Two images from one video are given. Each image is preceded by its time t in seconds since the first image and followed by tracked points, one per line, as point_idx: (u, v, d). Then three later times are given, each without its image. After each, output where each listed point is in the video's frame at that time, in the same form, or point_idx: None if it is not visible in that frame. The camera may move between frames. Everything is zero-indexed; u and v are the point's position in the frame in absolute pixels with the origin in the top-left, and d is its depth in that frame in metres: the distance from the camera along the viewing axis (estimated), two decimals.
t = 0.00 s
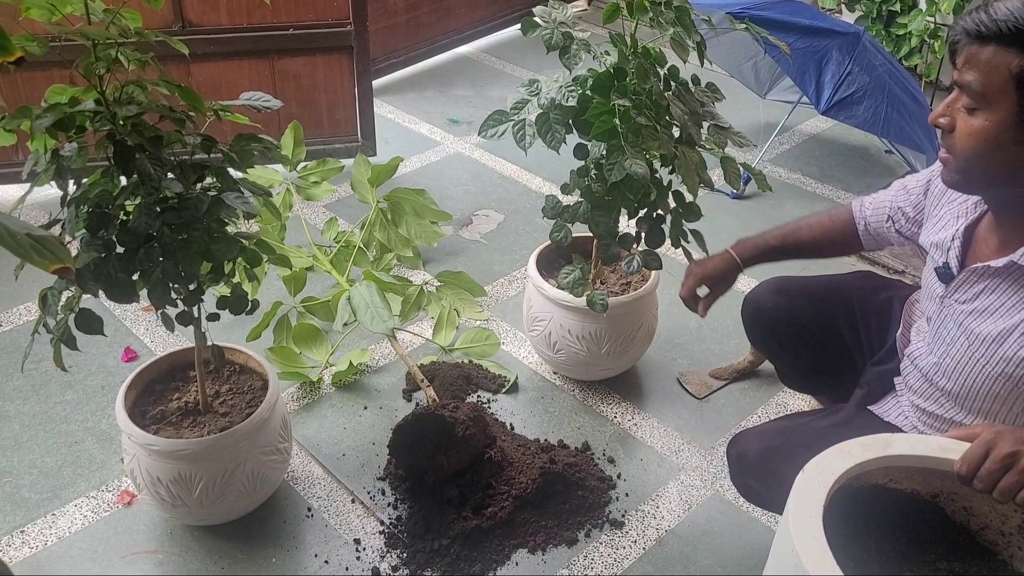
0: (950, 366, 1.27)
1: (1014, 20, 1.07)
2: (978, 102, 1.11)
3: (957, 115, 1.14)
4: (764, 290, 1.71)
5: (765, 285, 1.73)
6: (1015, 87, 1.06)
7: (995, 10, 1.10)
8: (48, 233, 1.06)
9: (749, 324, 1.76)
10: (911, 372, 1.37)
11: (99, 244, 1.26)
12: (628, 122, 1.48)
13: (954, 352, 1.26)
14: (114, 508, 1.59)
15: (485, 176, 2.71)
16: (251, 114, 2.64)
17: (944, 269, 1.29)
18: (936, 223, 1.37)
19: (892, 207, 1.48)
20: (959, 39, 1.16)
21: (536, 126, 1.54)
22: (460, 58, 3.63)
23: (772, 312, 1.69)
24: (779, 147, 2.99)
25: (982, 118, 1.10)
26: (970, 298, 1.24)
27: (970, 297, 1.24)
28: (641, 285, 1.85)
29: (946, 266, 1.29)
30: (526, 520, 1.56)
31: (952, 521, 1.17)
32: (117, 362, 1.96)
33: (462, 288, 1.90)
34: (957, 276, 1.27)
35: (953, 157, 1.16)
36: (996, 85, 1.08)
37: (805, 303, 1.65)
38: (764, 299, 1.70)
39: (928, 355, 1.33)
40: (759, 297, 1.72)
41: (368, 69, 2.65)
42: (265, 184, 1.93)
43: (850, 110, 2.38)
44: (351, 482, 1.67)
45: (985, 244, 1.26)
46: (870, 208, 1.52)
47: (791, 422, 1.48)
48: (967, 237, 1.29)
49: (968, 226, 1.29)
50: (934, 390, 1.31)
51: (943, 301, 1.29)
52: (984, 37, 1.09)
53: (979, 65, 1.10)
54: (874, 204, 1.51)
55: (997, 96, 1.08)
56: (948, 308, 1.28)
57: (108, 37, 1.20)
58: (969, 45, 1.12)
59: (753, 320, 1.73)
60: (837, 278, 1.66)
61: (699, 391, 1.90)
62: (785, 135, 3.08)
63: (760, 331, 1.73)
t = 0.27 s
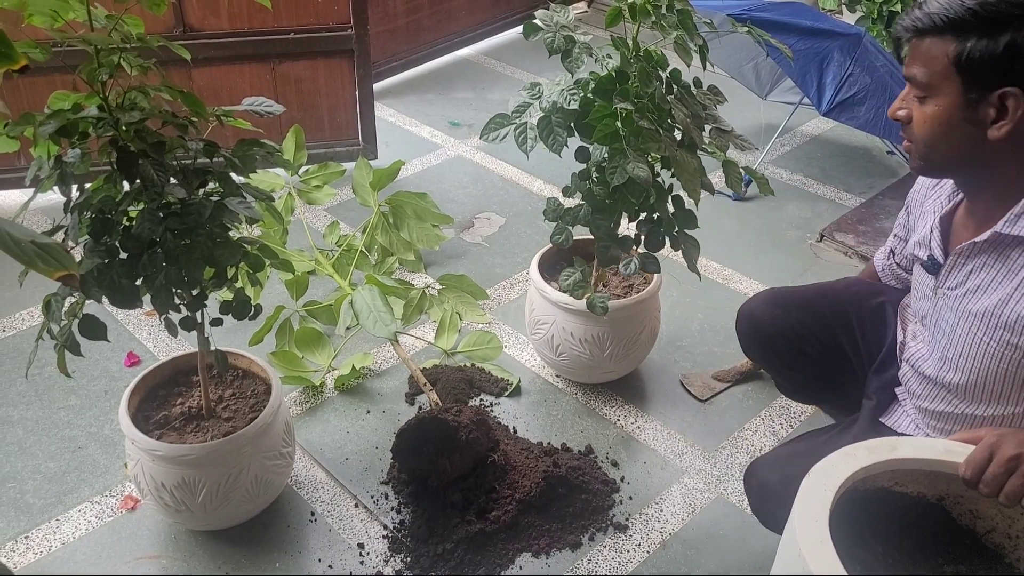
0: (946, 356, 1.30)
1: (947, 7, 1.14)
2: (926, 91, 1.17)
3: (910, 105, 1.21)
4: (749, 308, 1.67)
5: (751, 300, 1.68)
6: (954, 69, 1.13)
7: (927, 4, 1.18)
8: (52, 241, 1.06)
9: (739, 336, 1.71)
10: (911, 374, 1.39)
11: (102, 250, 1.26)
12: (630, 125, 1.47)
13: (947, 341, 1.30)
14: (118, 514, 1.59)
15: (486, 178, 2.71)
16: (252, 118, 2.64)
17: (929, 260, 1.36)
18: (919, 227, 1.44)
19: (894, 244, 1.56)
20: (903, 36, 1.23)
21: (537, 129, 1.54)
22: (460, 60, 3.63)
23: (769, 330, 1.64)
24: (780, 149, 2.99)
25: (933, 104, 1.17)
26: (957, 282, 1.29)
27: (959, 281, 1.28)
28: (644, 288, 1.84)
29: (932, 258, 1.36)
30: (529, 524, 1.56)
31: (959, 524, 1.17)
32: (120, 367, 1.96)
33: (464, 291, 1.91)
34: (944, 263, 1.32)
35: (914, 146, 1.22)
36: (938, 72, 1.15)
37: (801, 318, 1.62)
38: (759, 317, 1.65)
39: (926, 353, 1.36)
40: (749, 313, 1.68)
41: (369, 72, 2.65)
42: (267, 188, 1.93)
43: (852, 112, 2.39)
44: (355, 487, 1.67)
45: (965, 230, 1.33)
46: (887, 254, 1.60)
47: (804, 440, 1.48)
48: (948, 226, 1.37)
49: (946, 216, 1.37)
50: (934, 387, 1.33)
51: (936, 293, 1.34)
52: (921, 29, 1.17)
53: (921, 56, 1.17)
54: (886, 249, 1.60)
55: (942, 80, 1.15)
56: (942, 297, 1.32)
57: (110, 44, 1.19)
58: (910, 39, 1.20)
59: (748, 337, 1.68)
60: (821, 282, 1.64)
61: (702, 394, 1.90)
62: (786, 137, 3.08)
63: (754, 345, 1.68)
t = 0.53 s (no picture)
0: (941, 346, 1.33)
1: (906, 9, 1.22)
2: (900, 92, 1.24)
3: (885, 105, 1.28)
4: (745, 319, 1.76)
5: (744, 315, 1.77)
6: (922, 65, 1.21)
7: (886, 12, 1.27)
8: (56, 247, 1.06)
9: (736, 349, 1.79)
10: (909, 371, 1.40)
11: (106, 255, 1.26)
12: (633, 129, 1.48)
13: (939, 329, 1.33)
14: (122, 518, 1.59)
15: (488, 182, 2.72)
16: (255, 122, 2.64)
17: (919, 253, 1.41)
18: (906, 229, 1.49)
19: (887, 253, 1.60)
20: (870, 46, 1.31)
21: (540, 134, 1.56)
22: (462, 64, 3.63)
23: (762, 341, 1.71)
24: (782, 152, 2.99)
25: (907, 103, 1.24)
26: (946, 270, 1.32)
27: (948, 268, 1.32)
28: (647, 292, 1.84)
29: (923, 251, 1.40)
30: (533, 528, 1.55)
31: (964, 529, 1.17)
32: (123, 371, 1.96)
33: (467, 296, 1.91)
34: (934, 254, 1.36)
35: (894, 144, 1.29)
36: (908, 72, 1.22)
37: (793, 328, 1.68)
38: (753, 331, 1.73)
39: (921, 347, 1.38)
40: (743, 326, 1.76)
41: (371, 76, 2.65)
42: (269, 193, 1.93)
43: (854, 115, 2.39)
44: (358, 491, 1.67)
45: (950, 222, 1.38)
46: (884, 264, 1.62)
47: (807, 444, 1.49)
48: (933, 220, 1.42)
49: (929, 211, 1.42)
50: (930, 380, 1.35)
51: (929, 284, 1.37)
52: (884, 34, 1.26)
53: (890, 57, 1.25)
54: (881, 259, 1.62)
55: (913, 78, 1.22)
56: (934, 288, 1.35)
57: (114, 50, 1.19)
58: (877, 45, 1.28)
59: (744, 350, 1.76)
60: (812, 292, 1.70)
61: (705, 399, 1.90)
62: (788, 140, 3.08)
63: (751, 358, 1.76)
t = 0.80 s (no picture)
0: (938, 337, 1.32)
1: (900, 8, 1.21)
2: (897, 91, 1.23)
3: (881, 105, 1.26)
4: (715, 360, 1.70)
5: (715, 360, 1.71)
6: (919, 63, 1.20)
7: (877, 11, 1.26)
8: (57, 252, 1.06)
9: (713, 390, 1.72)
10: (906, 363, 1.40)
11: (107, 260, 1.26)
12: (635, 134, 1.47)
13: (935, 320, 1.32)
14: (121, 524, 1.58)
15: (489, 186, 2.72)
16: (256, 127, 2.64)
17: (908, 246, 1.37)
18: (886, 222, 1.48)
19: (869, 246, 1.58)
20: (858, 49, 1.30)
21: (542, 138, 1.55)
22: (463, 68, 3.63)
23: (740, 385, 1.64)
24: (783, 157, 2.99)
25: (906, 102, 1.22)
26: (939, 260, 1.31)
27: (941, 258, 1.31)
28: (649, 296, 1.84)
29: (911, 243, 1.37)
30: (535, 534, 1.55)
31: (967, 536, 1.15)
32: (123, 376, 1.95)
33: (469, 300, 1.90)
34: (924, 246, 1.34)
35: (892, 143, 1.27)
36: (906, 70, 1.21)
37: (769, 368, 1.60)
38: (726, 371, 1.66)
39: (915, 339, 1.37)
40: (714, 369, 1.70)
41: (372, 80, 2.65)
42: (270, 197, 1.92)
43: (855, 121, 2.39)
44: (359, 497, 1.66)
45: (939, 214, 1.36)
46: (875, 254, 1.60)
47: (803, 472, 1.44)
48: (919, 213, 1.41)
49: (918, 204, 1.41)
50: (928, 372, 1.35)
51: (919, 275, 1.36)
52: (878, 34, 1.24)
53: (885, 57, 1.23)
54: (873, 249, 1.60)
55: (911, 76, 1.21)
56: (926, 279, 1.34)
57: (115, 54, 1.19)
58: (869, 46, 1.26)
59: (721, 390, 1.69)
60: (774, 325, 1.65)
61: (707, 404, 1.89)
62: (789, 144, 3.08)
63: (729, 400, 1.69)
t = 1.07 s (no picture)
0: (931, 324, 1.29)
1: None
2: (892, 78, 1.19)
3: (874, 93, 1.23)
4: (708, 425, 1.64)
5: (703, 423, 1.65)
6: (912, 50, 1.15)
7: None
8: (63, 255, 1.06)
9: (709, 454, 1.66)
10: (895, 351, 1.36)
11: (111, 261, 1.26)
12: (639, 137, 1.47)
13: (927, 308, 1.29)
14: (124, 525, 1.58)
15: (492, 188, 2.71)
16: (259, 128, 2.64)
17: (895, 231, 1.32)
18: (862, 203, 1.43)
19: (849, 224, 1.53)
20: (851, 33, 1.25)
21: (546, 140, 1.53)
22: (467, 70, 3.63)
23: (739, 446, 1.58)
24: (787, 159, 2.99)
25: (901, 90, 1.19)
26: (928, 245, 1.27)
27: (930, 244, 1.27)
28: (652, 299, 1.84)
29: (898, 229, 1.32)
30: (538, 536, 1.54)
31: (974, 541, 1.10)
32: (127, 377, 1.95)
33: (472, 302, 1.89)
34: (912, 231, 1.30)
35: (887, 132, 1.24)
36: (901, 58, 1.17)
37: (760, 425, 1.55)
38: (722, 431, 1.60)
39: (904, 328, 1.34)
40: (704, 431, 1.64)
41: (376, 82, 2.65)
42: (273, 199, 1.92)
43: (860, 123, 2.38)
44: (362, 498, 1.66)
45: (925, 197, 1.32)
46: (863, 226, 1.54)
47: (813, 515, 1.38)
48: (903, 197, 1.36)
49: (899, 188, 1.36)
50: (920, 359, 1.32)
51: (906, 262, 1.31)
52: (869, 20, 1.19)
53: (876, 44, 1.19)
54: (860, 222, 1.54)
55: (904, 65, 1.17)
56: (914, 266, 1.30)
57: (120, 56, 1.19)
58: (860, 32, 1.22)
59: (719, 451, 1.63)
60: (746, 380, 1.61)
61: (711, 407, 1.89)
62: (793, 147, 3.08)
63: (732, 465, 1.63)
